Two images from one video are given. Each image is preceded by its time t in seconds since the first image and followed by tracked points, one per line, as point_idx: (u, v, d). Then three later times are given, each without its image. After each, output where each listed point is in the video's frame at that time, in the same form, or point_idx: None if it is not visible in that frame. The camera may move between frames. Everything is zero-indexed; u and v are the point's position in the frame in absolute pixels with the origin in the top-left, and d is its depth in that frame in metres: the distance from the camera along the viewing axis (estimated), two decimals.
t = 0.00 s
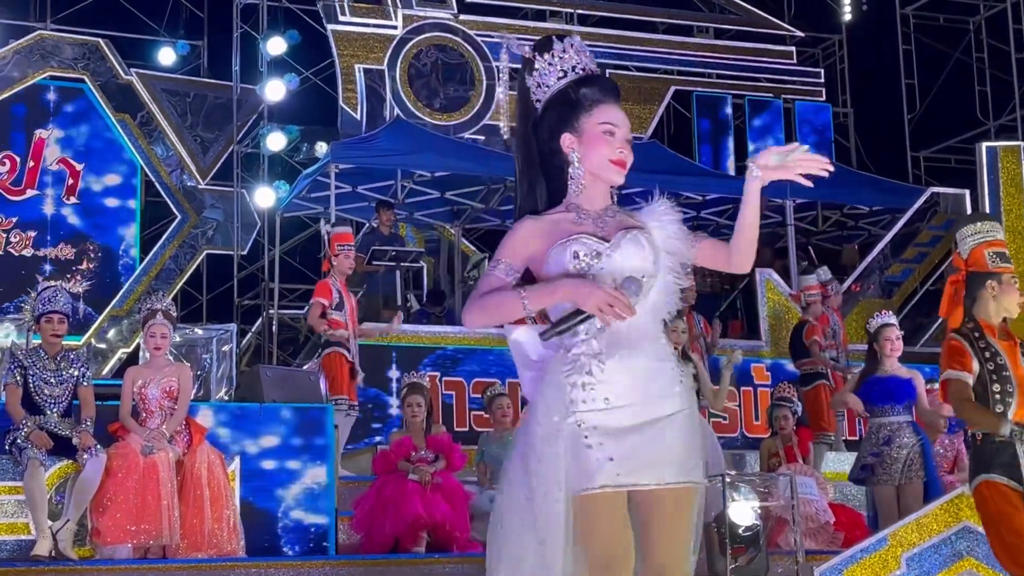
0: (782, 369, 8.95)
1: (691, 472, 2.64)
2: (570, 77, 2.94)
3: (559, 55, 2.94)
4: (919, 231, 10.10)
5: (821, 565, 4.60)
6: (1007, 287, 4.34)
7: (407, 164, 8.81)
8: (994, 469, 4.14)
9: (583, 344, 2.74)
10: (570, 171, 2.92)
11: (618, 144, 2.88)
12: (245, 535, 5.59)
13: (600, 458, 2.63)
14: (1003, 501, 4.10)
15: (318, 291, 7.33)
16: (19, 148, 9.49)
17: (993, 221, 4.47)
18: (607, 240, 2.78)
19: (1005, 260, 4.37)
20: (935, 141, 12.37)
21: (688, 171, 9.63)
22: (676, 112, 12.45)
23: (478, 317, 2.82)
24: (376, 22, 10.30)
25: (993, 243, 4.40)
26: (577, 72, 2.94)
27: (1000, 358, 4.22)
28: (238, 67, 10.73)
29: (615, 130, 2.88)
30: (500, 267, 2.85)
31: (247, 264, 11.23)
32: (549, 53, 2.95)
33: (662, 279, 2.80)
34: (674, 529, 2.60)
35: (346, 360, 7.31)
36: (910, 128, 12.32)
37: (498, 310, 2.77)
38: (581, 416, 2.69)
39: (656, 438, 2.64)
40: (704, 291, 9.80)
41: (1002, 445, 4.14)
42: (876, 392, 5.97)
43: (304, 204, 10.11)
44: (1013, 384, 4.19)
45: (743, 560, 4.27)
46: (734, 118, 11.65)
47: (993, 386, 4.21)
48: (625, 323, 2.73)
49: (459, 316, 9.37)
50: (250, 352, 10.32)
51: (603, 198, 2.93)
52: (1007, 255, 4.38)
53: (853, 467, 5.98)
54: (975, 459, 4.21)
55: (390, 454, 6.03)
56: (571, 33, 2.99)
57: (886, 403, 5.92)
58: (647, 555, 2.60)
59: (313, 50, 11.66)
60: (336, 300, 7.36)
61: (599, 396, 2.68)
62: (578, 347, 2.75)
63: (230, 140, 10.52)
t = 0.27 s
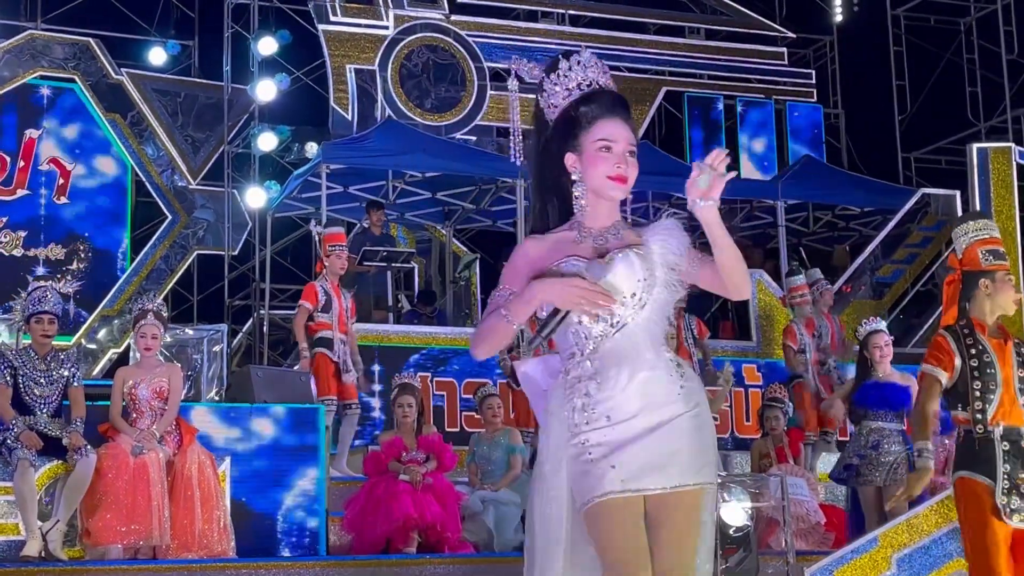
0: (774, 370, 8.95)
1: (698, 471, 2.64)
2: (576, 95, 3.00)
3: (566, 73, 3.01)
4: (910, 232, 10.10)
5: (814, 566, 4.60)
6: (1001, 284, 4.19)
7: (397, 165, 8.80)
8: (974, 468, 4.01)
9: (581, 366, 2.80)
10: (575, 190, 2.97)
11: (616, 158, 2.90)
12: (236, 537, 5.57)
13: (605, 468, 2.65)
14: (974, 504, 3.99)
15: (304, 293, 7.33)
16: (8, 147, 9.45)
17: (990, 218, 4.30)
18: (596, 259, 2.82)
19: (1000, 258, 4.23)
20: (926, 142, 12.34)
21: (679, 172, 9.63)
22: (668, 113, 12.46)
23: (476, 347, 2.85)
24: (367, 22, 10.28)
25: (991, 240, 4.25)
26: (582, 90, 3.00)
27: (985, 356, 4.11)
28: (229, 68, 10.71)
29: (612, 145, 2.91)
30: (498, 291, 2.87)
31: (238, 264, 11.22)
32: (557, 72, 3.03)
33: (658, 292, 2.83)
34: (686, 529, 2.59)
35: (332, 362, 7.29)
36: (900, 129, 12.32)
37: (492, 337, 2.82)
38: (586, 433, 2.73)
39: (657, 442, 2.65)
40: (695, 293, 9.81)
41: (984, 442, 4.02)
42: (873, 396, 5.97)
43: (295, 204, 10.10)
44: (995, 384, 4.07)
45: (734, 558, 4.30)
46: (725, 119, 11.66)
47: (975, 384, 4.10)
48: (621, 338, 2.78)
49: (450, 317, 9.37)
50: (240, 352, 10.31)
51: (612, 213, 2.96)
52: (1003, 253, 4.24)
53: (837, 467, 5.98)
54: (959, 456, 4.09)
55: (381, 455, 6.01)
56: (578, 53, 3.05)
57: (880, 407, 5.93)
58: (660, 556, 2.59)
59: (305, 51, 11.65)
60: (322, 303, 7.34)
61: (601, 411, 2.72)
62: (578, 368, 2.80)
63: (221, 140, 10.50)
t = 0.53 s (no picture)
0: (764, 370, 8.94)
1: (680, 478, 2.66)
2: (570, 97, 2.97)
3: (561, 75, 2.98)
4: (900, 233, 10.18)
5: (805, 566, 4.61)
6: (975, 292, 4.09)
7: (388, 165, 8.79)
8: (949, 471, 3.96)
9: (567, 361, 2.80)
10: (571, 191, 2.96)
11: (604, 160, 2.89)
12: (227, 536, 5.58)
13: (586, 474, 2.69)
14: (944, 505, 3.95)
15: (291, 298, 7.34)
16: None
17: (979, 223, 4.20)
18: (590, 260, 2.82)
19: (983, 264, 4.12)
20: (916, 143, 12.33)
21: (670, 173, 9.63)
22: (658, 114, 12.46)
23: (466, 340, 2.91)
24: (358, 22, 10.26)
25: (980, 247, 4.15)
26: (576, 92, 2.97)
27: (969, 362, 4.00)
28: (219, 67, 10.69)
29: (599, 147, 2.90)
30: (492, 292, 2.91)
31: (228, 264, 11.21)
32: (553, 74, 3.00)
33: (652, 291, 2.81)
34: (665, 537, 2.61)
35: (319, 364, 7.27)
36: (891, 130, 12.29)
37: (474, 331, 2.88)
38: (569, 435, 2.76)
39: (638, 447, 2.67)
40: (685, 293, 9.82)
41: (958, 444, 3.96)
42: (861, 396, 5.97)
43: (286, 204, 10.10)
44: (977, 389, 3.98)
45: (724, 558, 4.27)
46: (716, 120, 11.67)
47: (955, 388, 4.01)
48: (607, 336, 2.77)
49: (440, 317, 9.37)
50: (230, 353, 10.30)
51: (611, 214, 2.95)
52: (989, 259, 4.13)
53: (830, 468, 6.00)
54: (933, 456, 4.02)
55: (372, 455, 6.03)
56: (574, 53, 3.02)
57: (870, 407, 5.91)
58: (636, 562, 2.62)
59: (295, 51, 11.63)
60: (311, 305, 7.34)
61: (584, 411, 2.74)
62: (563, 364, 2.81)
63: (211, 140, 10.48)
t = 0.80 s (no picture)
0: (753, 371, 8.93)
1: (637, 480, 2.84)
2: (551, 100, 3.18)
3: (545, 80, 3.21)
4: (888, 233, 10.17)
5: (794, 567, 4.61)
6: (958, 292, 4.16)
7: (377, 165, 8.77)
8: (933, 466, 4.00)
9: (542, 358, 2.97)
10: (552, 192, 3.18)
11: (578, 164, 3.10)
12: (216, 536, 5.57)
13: (546, 467, 2.86)
14: (931, 503, 3.98)
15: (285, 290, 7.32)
16: None
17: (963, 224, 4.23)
18: (577, 261, 3.01)
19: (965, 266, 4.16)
20: (905, 144, 12.33)
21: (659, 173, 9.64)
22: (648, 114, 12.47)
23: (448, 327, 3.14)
24: (348, 22, 10.28)
25: (959, 248, 4.18)
26: (557, 96, 3.18)
27: (949, 358, 4.09)
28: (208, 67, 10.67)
29: (574, 151, 3.11)
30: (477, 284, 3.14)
31: (217, 264, 11.19)
32: (538, 79, 3.22)
33: (628, 301, 3.00)
34: (619, 534, 2.79)
35: (312, 365, 7.27)
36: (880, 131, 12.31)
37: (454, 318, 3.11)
38: (531, 429, 2.92)
39: (599, 448, 2.83)
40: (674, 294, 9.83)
41: (943, 439, 4.01)
42: (843, 395, 6.02)
43: (274, 203, 10.08)
44: (959, 384, 4.05)
45: (713, 560, 4.30)
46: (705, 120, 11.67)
47: (938, 383, 4.08)
48: (579, 340, 2.95)
49: (429, 317, 9.36)
50: (219, 353, 10.28)
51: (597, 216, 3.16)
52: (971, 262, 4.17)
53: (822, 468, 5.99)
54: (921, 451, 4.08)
55: (360, 455, 6.01)
56: (559, 58, 3.23)
57: (850, 403, 5.97)
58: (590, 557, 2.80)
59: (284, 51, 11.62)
60: (301, 302, 7.35)
61: (550, 409, 2.90)
62: (536, 361, 2.98)
63: (200, 140, 10.45)
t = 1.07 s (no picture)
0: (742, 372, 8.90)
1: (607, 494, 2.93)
2: (530, 119, 3.28)
3: (526, 98, 3.31)
4: (877, 234, 10.19)
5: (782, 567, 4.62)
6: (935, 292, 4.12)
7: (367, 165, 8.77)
8: (932, 469, 4.01)
9: (525, 372, 3.06)
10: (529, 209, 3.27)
11: (549, 184, 3.19)
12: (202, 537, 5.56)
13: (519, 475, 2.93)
14: (934, 504, 4.00)
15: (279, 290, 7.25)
16: None
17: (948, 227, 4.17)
18: (563, 279, 3.10)
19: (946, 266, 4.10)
20: (894, 144, 12.40)
21: (648, 174, 9.65)
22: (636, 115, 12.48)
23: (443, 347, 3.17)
24: (337, 22, 10.26)
25: (942, 248, 4.12)
26: (535, 115, 3.28)
27: (934, 358, 4.09)
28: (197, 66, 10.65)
29: (545, 172, 3.19)
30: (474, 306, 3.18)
31: (205, 264, 11.16)
32: (521, 97, 3.33)
33: (609, 318, 3.11)
34: (587, 545, 2.89)
35: (307, 366, 7.27)
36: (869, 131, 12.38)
37: (450, 336, 3.14)
38: (507, 436, 3.00)
39: (573, 461, 2.93)
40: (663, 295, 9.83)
41: (940, 441, 4.03)
42: (836, 400, 6.01)
43: (264, 204, 10.06)
44: (947, 383, 4.05)
45: (701, 560, 4.27)
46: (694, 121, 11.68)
47: (925, 384, 4.08)
48: (562, 357, 3.05)
49: (418, 317, 9.36)
50: (207, 353, 10.26)
51: (571, 234, 3.26)
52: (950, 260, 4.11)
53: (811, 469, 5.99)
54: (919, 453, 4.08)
55: (349, 456, 6.01)
56: (541, 78, 3.32)
57: (842, 410, 5.95)
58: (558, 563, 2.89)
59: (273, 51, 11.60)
60: (295, 302, 7.28)
61: (528, 420, 2.99)
62: (519, 374, 3.08)
63: (188, 140, 10.42)
